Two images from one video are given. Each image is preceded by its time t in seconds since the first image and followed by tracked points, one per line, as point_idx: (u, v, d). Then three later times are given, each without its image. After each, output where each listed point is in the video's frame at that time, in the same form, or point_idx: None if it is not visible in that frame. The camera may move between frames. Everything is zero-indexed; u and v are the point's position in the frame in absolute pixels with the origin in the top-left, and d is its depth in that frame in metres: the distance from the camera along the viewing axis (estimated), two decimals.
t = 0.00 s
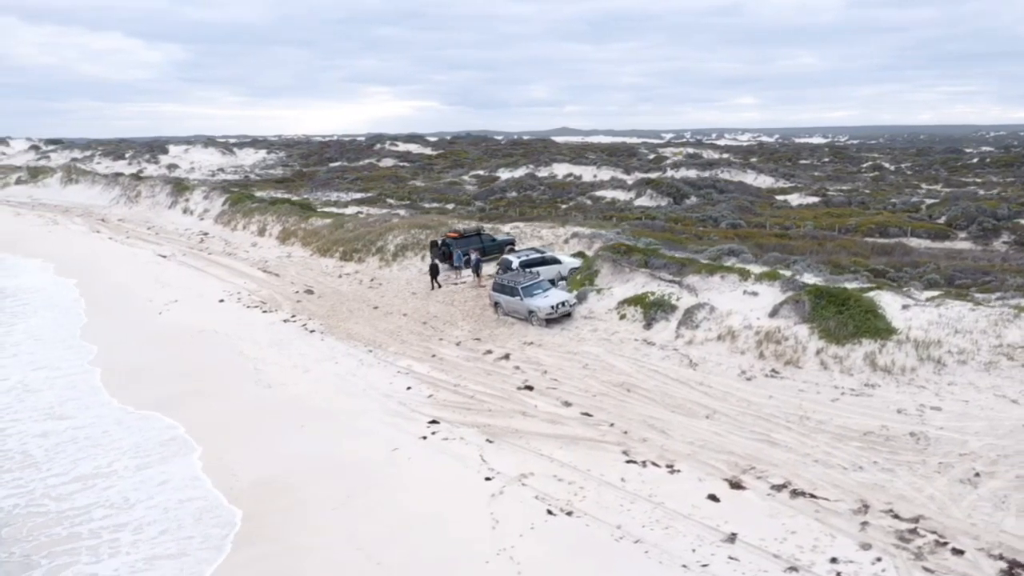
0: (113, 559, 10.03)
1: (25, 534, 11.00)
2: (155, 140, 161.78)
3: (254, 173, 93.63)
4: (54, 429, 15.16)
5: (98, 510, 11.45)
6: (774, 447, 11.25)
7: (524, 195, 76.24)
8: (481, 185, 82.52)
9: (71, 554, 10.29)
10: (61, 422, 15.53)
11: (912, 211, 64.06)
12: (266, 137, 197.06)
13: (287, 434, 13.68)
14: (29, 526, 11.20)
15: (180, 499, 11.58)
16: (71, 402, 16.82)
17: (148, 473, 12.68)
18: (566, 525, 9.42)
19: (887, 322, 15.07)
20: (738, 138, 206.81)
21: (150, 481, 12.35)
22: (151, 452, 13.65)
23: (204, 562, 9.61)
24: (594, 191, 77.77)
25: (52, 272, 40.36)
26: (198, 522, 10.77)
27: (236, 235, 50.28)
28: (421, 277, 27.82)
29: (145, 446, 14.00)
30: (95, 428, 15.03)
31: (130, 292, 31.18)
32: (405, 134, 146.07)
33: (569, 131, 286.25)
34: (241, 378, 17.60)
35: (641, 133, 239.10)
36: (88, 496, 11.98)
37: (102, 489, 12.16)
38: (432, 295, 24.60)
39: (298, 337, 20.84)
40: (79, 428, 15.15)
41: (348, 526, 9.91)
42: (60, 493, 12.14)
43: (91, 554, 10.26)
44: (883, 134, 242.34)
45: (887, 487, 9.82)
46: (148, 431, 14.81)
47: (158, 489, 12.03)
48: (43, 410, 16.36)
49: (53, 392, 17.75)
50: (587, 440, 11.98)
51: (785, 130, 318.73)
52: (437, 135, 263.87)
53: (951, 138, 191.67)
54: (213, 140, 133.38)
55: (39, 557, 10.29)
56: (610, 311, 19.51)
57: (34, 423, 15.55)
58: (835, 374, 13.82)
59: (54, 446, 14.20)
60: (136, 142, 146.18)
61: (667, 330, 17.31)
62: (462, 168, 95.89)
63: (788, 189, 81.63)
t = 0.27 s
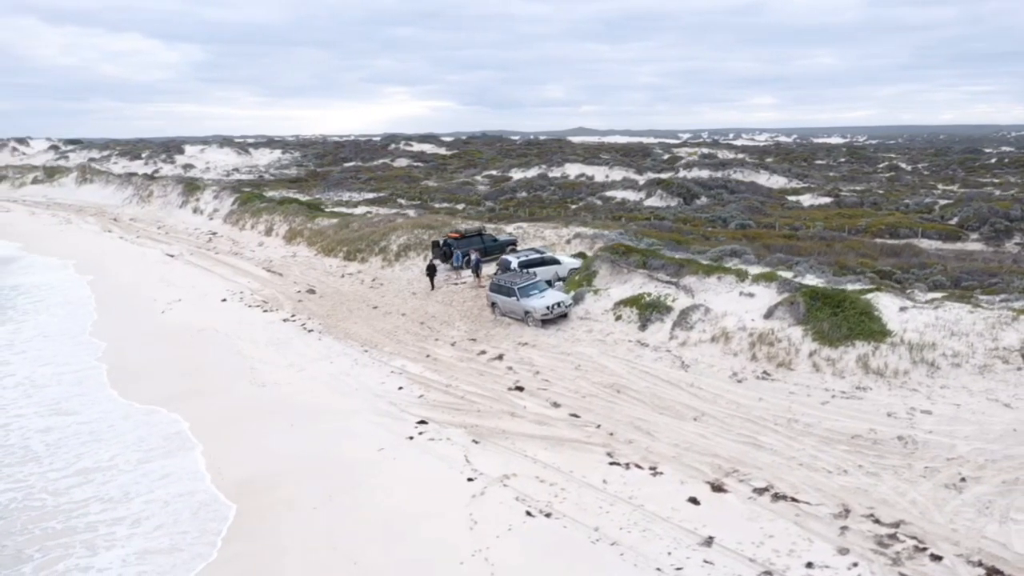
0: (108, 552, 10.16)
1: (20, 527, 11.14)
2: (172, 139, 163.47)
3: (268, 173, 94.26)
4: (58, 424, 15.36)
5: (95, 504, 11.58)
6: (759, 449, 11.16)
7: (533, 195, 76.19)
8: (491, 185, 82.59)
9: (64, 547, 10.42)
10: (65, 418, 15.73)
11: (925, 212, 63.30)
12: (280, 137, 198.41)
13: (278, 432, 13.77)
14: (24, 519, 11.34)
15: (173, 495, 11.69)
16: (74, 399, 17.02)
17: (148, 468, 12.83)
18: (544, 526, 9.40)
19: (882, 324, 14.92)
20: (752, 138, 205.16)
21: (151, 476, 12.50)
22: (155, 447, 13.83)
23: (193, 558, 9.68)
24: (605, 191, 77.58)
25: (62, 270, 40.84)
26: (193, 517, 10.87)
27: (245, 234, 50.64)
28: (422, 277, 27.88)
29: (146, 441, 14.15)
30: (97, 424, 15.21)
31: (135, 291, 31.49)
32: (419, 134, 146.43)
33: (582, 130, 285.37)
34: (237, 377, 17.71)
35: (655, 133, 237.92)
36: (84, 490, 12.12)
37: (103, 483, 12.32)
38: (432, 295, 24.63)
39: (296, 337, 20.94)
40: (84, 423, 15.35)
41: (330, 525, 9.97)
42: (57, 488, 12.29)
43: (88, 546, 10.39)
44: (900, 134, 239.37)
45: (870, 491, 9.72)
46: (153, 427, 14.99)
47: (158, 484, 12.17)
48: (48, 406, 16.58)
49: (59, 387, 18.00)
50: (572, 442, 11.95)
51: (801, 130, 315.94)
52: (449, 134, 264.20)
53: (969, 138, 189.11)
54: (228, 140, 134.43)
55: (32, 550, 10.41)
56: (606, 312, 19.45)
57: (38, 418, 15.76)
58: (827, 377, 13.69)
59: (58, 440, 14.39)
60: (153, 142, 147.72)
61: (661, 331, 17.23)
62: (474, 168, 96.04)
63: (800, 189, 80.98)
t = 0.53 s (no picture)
0: (103, 546, 10.24)
1: (14, 521, 11.24)
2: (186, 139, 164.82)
3: (279, 173, 94.76)
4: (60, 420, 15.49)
5: (91, 499, 11.67)
6: (746, 452, 11.08)
7: (542, 195, 76.09)
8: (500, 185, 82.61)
9: (55, 542, 10.49)
10: (67, 414, 15.86)
11: (936, 213, 62.65)
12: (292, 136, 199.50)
13: (270, 431, 13.83)
14: (18, 514, 11.43)
15: (164, 491, 11.76)
16: (75, 396, 17.17)
17: (145, 464, 12.92)
18: (524, 527, 9.37)
19: (877, 326, 14.77)
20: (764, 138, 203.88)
21: (149, 471, 12.60)
22: (156, 443, 13.96)
23: (180, 554, 9.74)
24: (614, 191, 77.40)
25: (70, 268, 41.24)
26: (185, 513, 10.92)
27: (254, 234, 50.92)
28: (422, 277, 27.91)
29: (145, 437, 14.27)
30: (96, 420, 15.33)
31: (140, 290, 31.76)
32: (432, 134, 146.61)
33: (595, 130, 284.65)
34: (233, 376, 17.81)
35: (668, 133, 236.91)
36: (78, 486, 12.21)
37: (102, 478, 12.42)
38: (430, 295, 24.66)
39: (294, 337, 21.04)
40: (85, 419, 15.48)
41: (312, 524, 10.01)
42: (52, 483, 12.40)
43: (82, 541, 10.47)
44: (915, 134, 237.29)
45: (854, 495, 9.62)
46: (153, 423, 15.12)
47: (155, 479, 12.26)
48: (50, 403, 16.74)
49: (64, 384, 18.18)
50: (558, 443, 11.92)
51: (815, 130, 313.59)
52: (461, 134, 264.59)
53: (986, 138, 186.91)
54: (241, 139, 135.26)
55: (24, 545, 10.49)
56: (602, 313, 19.39)
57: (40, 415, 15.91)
58: (819, 379, 13.57)
59: (58, 437, 14.51)
60: (168, 141, 148.94)
61: (656, 332, 17.15)
62: (484, 168, 96.08)
63: (811, 190, 80.38)
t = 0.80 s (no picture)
0: (96, 542, 10.28)
1: (7, 516, 11.28)
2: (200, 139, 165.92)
3: (290, 173, 95.26)
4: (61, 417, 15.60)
5: (85, 495, 11.71)
6: (732, 455, 11.01)
7: (550, 195, 75.99)
8: (510, 185, 82.61)
9: (47, 537, 10.51)
10: (68, 412, 15.97)
11: (947, 213, 62.00)
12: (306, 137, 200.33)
13: (262, 430, 13.89)
14: (11, 509, 11.47)
15: (154, 489, 11.82)
16: (76, 393, 17.35)
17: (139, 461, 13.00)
18: (503, 529, 9.35)
19: (872, 328, 14.64)
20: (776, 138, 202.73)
21: (146, 468, 12.66)
22: (154, 440, 14.05)
23: (164, 552, 9.77)
24: (623, 191, 77.22)
25: (80, 266, 41.71)
26: (175, 511, 10.97)
27: (261, 233, 51.23)
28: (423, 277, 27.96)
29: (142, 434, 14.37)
30: (95, 417, 15.45)
31: (145, 289, 32.04)
32: (444, 134, 146.87)
33: (607, 130, 283.93)
34: (229, 376, 17.89)
35: (681, 133, 235.88)
36: (73, 482, 12.26)
37: (100, 474, 12.48)
38: (430, 295, 24.70)
39: (292, 337, 21.16)
40: (87, 416, 15.59)
41: (295, 523, 10.03)
42: (48, 479, 12.45)
43: (74, 537, 10.48)
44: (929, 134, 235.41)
45: (837, 499, 9.53)
46: (153, 420, 15.24)
47: (152, 475, 12.35)
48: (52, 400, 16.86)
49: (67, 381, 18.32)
50: (545, 444, 11.90)
51: (830, 129, 311.10)
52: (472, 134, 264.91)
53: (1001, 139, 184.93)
54: (255, 139, 136.18)
55: (15, 539, 10.52)
56: (598, 314, 19.33)
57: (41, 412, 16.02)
58: (811, 381, 13.46)
59: (59, 433, 14.61)
60: (182, 141, 150.24)
61: (651, 333, 17.09)
62: (495, 168, 96.11)
63: (822, 190, 79.75)
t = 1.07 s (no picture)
0: (89, 538, 10.13)
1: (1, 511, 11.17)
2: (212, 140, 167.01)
3: (301, 173, 95.67)
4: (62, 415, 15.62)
5: (80, 492, 11.59)
6: (720, 457, 10.95)
7: (558, 195, 75.90)
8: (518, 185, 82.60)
9: (38, 532, 10.38)
10: (71, 410, 15.97)
11: (958, 214, 61.36)
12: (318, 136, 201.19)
13: (255, 428, 13.95)
14: (6, 505, 11.39)
15: (145, 484, 11.83)
16: (77, 391, 17.46)
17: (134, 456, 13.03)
18: (487, 530, 9.33)
19: (868, 329, 14.52)
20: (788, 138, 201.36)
21: (143, 466, 12.58)
22: (154, 438, 14.08)
23: (148, 545, 9.77)
24: (631, 192, 77.01)
25: (87, 265, 42.09)
26: (165, 505, 10.95)
27: (267, 233, 51.50)
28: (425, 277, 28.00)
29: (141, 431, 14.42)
30: (94, 415, 15.54)
31: (149, 288, 32.30)
32: (456, 133, 147.02)
33: (618, 130, 283.11)
34: (227, 375, 17.96)
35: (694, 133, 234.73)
36: (68, 479, 12.15)
37: (98, 471, 12.41)
38: (430, 296, 24.73)
39: (291, 337, 21.25)
40: (89, 415, 15.55)
41: (280, 521, 10.04)
42: (45, 476, 12.38)
43: (66, 533, 10.33)
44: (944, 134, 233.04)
45: (823, 502, 9.46)
46: (152, 417, 15.29)
47: (150, 471, 12.33)
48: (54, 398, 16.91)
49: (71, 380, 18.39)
50: (533, 445, 11.89)
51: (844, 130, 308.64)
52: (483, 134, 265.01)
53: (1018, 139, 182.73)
54: (267, 139, 136.94)
55: (7, 534, 10.39)
56: (596, 314, 19.29)
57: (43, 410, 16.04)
58: (804, 383, 13.36)
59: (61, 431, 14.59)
60: (195, 142, 151.33)
61: (646, 334, 17.03)
62: (504, 168, 96.10)
63: (832, 191, 79.11)
